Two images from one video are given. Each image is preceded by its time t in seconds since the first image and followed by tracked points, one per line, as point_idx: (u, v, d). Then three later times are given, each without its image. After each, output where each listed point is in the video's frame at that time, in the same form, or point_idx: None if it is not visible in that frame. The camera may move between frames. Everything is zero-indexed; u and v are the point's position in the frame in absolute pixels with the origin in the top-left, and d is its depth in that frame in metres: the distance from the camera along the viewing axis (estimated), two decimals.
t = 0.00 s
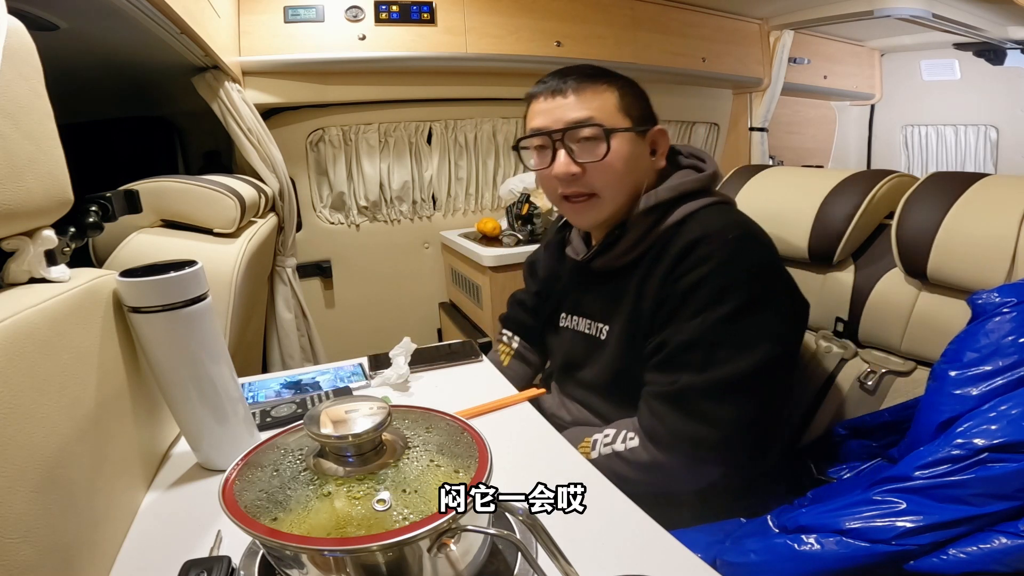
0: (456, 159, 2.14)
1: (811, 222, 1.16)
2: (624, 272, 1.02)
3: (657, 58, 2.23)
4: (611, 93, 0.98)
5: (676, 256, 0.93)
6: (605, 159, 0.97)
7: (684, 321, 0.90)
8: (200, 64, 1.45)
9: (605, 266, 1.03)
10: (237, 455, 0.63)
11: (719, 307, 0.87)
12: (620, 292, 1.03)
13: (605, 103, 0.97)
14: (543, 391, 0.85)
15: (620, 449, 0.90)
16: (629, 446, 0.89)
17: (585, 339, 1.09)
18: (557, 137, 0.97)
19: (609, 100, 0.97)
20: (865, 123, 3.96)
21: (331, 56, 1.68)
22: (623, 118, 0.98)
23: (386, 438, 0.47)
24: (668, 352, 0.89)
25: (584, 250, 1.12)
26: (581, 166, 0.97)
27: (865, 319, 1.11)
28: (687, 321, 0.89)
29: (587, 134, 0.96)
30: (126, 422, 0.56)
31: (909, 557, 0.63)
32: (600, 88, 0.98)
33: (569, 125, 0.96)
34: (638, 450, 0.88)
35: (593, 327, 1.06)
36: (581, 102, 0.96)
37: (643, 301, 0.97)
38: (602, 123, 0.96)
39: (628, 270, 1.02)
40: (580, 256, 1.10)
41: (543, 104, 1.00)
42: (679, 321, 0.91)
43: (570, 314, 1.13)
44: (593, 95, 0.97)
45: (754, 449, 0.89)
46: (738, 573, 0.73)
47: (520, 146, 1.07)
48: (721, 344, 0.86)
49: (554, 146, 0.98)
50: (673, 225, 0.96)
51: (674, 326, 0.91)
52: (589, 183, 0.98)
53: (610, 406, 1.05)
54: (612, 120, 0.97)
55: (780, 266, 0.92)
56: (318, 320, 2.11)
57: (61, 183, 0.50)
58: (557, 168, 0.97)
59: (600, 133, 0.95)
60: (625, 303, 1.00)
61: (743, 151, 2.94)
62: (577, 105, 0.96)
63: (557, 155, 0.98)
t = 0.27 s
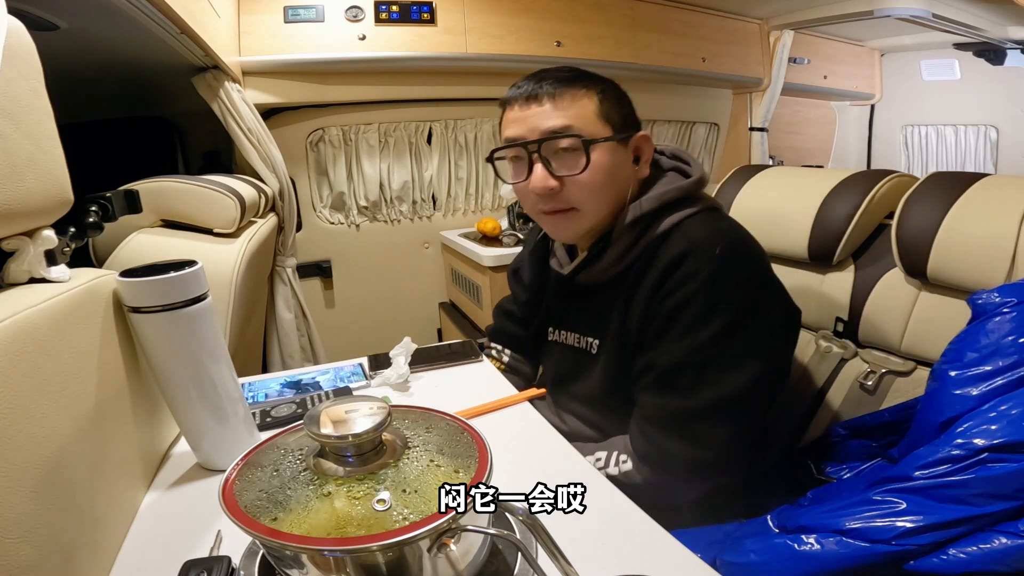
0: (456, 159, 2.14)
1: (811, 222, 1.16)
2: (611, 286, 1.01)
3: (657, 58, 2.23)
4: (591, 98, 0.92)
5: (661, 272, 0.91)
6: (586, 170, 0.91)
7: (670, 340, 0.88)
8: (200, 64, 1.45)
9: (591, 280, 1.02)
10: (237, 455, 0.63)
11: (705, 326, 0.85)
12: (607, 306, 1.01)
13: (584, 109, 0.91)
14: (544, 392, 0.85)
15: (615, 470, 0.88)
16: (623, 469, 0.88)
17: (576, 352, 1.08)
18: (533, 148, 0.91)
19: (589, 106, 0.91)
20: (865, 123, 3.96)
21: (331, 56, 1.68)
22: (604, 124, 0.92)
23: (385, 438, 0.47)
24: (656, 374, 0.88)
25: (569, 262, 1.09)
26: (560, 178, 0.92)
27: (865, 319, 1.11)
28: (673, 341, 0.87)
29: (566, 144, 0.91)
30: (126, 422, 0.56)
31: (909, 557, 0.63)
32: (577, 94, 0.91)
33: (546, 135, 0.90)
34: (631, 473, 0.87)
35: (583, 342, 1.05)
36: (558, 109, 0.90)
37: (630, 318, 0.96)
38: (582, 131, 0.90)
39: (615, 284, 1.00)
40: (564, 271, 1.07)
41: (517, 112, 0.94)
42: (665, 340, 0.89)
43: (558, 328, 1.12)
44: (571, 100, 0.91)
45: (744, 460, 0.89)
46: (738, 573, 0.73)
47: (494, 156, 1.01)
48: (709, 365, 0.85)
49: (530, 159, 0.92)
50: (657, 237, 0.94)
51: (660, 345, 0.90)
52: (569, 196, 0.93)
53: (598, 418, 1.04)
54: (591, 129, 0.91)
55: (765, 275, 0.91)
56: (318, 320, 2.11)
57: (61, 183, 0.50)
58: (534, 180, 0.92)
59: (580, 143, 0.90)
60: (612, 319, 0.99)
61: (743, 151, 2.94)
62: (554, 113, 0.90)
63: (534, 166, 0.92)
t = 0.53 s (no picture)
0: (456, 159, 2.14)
1: (811, 223, 1.16)
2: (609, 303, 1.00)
3: (657, 58, 2.23)
4: (583, 102, 0.90)
5: (661, 295, 0.90)
6: (578, 179, 0.90)
7: (670, 365, 0.87)
8: (200, 64, 1.45)
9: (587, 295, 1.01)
10: (237, 455, 0.63)
11: (706, 351, 0.85)
12: (604, 323, 1.01)
13: (576, 115, 0.89)
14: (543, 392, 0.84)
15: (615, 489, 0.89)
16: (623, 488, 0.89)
17: (572, 366, 1.07)
18: (522, 156, 0.89)
19: (580, 112, 0.89)
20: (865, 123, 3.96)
21: (331, 56, 1.68)
22: (597, 131, 0.90)
23: (385, 438, 0.47)
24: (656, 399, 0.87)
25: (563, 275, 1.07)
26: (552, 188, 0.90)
27: (865, 319, 1.11)
28: (672, 366, 0.87)
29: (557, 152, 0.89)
30: (126, 423, 0.56)
31: (909, 557, 0.63)
32: (566, 101, 0.89)
33: (536, 143, 0.88)
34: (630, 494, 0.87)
35: (580, 356, 1.04)
36: (548, 115, 0.88)
37: (628, 337, 0.95)
38: (574, 139, 0.89)
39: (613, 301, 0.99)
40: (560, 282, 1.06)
41: (504, 119, 0.92)
42: (665, 363, 0.88)
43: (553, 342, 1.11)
44: (561, 106, 0.89)
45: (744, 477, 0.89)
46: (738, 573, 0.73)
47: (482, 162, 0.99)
48: (710, 390, 0.84)
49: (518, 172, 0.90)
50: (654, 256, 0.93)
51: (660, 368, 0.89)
52: (561, 206, 0.92)
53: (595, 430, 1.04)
54: (583, 135, 0.89)
55: (762, 289, 0.90)
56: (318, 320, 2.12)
57: (61, 183, 0.50)
58: (524, 190, 0.90)
59: (571, 152, 0.88)
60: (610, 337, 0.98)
61: (743, 151, 2.95)
62: (543, 119, 0.88)
63: (524, 175, 0.90)
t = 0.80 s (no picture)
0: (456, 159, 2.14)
1: (811, 223, 1.16)
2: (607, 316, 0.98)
3: (657, 58, 2.23)
4: (580, 106, 0.86)
5: (662, 314, 0.87)
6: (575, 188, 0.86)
7: (669, 386, 0.86)
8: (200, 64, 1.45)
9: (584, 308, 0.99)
10: (237, 455, 0.63)
11: (708, 374, 0.83)
12: (602, 336, 0.99)
13: (573, 119, 0.85)
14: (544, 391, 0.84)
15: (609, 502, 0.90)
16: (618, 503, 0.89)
17: (567, 376, 1.06)
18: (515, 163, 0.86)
19: (577, 115, 0.86)
20: (865, 123, 3.96)
21: (331, 56, 1.68)
22: (595, 136, 0.87)
23: (385, 438, 0.47)
24: (654, 420, 0.86)
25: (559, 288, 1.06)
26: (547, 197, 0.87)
27: (865, 319, 1.11)
28: (671, 387, 0.85)
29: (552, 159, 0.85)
30: (126, 423, 0.56)
31: (909, 557, 0.63)
32: (560, 105, 0.85)
33: (531, 149, 0.84)
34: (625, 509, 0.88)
35: (574, 368, 1.03)
36: (544, 119, 0.85)
37: (627, 354, 0.94)
38: (571, 145, 0.85)
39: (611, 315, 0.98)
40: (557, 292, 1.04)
41: (496, 121, 0.88)
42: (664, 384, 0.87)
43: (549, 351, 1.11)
44: (557, 109, 0.85)
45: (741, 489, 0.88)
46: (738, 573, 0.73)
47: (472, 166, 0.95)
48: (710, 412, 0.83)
49: (510, 182, 0.86)
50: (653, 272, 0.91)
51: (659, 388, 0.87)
52: (558, 216, 0.89)
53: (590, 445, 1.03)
54: (580, 141, 0.86)
55: (763, 303, 0.89)
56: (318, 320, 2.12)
57: (61, 182, 0.50)
58: (518, 199, 0.86)
59: (568, 159, 0.84)
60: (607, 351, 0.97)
61: (743, 151, 2.95)
62: (538, 123, 0.84)
63: (517, 183, 0.86)
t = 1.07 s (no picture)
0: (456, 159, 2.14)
1: (811, 223, 1.16)
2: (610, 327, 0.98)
3: (657, 58, 2.23)
4: (574, 121, 0.83)
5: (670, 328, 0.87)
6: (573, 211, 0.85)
7: (676, 400, 0.86)
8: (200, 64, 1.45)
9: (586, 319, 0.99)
10: (237, 455, 0.63)
11: (715, 388, 0.83)
12: (604, 345, 0.99)
13: (568, 137, 0.82)
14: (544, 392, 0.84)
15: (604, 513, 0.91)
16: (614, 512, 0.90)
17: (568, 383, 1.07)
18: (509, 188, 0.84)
19: (572, 132, 0.83)
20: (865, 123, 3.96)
21: (331, 56, 1.68)
22: (592, 152, 0.85)
23: (385, 438, 0.47)
24: (660, 434, 0.86)
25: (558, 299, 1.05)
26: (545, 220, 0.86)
27: (865, 319, 1.11)
28: (678, 401, 0.85)
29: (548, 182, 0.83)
30: (126, 423, 0.56)
31: (909, 557, 0.63)
32: (553, 123, 0.82)
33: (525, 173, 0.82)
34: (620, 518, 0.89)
35: (575, 376, 1.04)
36: (537, 140, 0.82)
37: (631, 365, 0.93)
38: (567, 166, 0.83)
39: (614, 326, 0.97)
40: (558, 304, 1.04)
41: (486, 139, 0.85)
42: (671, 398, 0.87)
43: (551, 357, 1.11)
44: (550, 127, 0.82)
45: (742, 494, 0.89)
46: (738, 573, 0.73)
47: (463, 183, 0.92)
48: (716, 425, 0.83)
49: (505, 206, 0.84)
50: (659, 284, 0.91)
51: (665, 402, 0.87)
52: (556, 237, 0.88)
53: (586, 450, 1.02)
54: (576, 161, 0.83)
55: (768, 313, 0.89)
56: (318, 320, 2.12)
57: (61, 182, 0.50)
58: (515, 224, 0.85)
59: (565, 183, 0.82)
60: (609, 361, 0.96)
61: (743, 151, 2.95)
62: (531, 143, 0.81)
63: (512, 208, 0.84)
